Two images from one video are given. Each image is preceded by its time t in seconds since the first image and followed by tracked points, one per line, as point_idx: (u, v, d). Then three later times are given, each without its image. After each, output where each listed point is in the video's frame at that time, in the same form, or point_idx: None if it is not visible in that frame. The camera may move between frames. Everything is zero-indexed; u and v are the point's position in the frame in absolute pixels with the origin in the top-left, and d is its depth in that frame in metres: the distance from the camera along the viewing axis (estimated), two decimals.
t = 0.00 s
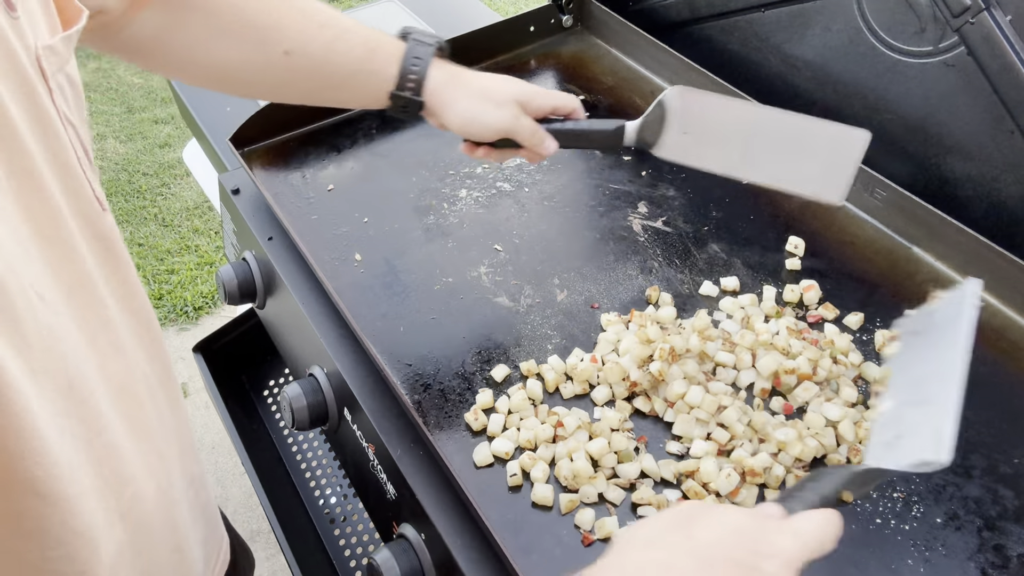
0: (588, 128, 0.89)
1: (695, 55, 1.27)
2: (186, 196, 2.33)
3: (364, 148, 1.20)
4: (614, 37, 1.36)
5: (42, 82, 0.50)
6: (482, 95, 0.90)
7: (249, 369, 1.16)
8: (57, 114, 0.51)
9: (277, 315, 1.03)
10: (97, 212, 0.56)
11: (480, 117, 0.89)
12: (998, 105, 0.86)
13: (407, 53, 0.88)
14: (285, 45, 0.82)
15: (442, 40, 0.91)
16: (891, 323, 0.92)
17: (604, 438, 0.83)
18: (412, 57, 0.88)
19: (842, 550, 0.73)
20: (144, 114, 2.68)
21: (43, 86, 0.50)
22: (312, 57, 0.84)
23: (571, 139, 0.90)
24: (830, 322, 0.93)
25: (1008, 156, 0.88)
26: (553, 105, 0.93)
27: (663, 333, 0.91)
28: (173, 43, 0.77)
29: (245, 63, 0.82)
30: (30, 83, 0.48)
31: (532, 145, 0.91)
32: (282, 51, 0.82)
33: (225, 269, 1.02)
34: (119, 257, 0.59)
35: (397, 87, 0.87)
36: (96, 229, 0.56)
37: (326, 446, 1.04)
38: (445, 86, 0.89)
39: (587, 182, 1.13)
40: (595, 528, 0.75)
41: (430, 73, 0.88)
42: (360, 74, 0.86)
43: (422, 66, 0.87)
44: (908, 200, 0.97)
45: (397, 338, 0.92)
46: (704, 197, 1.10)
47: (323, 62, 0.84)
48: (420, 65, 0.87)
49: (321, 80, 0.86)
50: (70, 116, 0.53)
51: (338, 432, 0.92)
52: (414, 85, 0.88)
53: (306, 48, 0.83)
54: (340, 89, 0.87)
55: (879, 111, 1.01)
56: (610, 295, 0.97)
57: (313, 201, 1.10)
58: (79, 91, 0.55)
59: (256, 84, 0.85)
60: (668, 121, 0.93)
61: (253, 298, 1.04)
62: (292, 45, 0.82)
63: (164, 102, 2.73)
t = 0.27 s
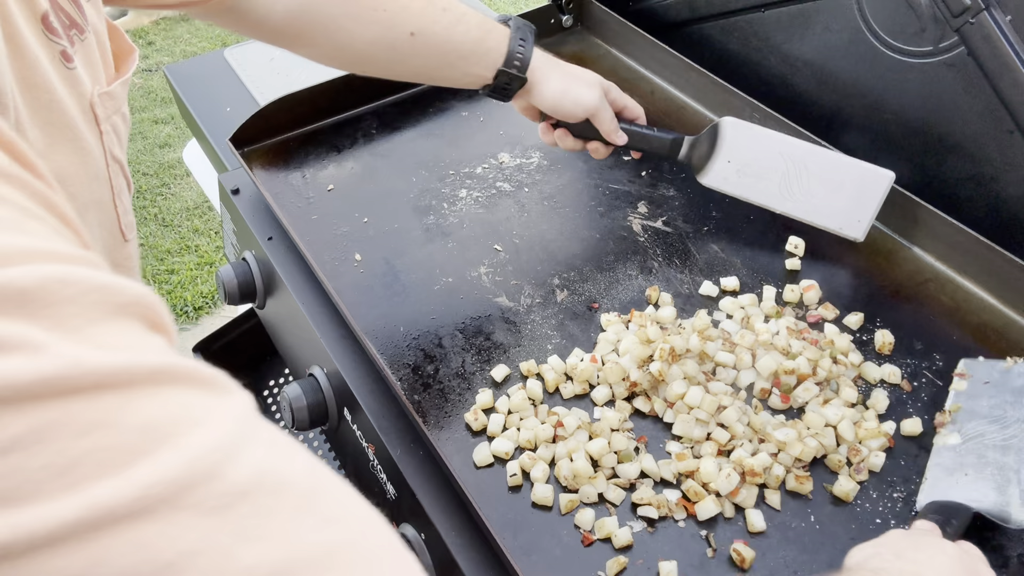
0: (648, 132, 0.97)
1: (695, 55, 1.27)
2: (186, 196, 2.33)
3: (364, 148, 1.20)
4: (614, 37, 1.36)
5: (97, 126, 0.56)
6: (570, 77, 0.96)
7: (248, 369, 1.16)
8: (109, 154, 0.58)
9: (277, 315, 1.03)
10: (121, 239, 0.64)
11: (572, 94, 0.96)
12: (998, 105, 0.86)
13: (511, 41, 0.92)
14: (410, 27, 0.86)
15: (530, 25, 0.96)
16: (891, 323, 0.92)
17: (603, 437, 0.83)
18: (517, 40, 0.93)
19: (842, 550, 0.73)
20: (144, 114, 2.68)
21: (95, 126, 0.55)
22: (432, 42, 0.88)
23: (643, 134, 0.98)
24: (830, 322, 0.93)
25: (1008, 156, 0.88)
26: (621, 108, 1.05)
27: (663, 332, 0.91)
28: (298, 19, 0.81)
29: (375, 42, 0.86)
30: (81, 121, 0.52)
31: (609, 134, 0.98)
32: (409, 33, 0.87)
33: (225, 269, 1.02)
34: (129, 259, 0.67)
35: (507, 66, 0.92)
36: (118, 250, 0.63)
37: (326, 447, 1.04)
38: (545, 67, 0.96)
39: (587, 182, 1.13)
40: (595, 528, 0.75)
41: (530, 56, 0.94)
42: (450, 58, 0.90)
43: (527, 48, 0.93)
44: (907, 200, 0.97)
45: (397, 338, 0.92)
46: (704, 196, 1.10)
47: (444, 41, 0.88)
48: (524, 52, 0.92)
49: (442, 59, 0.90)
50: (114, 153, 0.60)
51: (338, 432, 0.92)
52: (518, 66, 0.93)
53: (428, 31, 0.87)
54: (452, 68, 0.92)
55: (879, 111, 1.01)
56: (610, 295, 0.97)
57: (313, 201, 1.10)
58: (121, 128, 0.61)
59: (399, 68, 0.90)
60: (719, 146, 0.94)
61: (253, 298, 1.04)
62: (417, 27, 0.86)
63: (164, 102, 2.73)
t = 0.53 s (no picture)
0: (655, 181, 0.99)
1: (695, 56, 1.27)
2: (186, 196, 2.33)
3: (364, 148, 1.20)
4: (614, 37, 1.36)
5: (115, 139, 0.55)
6: (594, 95, 0.99)
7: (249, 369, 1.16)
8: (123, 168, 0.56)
9: (277, 315, 1.03)
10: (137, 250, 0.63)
11: (592, 113, 0.97)
12: (998, 105, 0.86)
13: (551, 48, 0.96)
14: (445, 38, 0.88)
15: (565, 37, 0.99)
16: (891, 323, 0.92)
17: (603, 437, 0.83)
18: (555, 49, 0.96)
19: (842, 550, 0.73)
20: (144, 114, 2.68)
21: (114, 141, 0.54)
22: (466, 51, 0.90)
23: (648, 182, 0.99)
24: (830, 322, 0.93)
25: (1008, 156, 0.88)
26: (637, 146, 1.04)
27: (663, 332, 0.91)
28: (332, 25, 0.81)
29: (413, 49, 0.88)
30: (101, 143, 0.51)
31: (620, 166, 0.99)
32: (446, 43, 0.89)
33: (225, 270, 1.02)
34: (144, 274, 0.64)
35: (541, 74, 0.94)
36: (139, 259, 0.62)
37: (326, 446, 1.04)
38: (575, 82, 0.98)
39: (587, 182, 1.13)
40: (595, 528, 0.75)
41: (565, 68, 0.97)
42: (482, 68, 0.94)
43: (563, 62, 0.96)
44: (908, 200, 0.97)
45: (397, 338, 0.92)
46: (704, 197, 1.10)
47: (481, 52, 0.91)
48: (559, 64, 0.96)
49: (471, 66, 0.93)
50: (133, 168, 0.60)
51: (338, 432, 0.92)
52: (551, 77, 0.96)
53: (466, 40, 0.89)
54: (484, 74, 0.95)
55: (879, 111, 1.01)
56: (610, 295, 0.97)
57: (313, 201, 1.10)
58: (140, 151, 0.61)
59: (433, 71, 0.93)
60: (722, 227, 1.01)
61: (253, 298, 1.04)
62: (456, 39, 0.89)
63: (164, 102, 2.73)
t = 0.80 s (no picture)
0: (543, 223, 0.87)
1: (695, 56, 1.27)
2: (186, 196, 2.33)
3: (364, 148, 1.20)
4: (614, 37, 1.36)
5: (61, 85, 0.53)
6: (466, 141, 0.88)
7: (249, 369, 1.16)
8: (78, 117, 0.54)
9: (277, 315, 1.03)
10: (121, 212, 0.59)
11: (454, 158, 0.86)
12: (998, 105, 0.86)
13: (396, 87, 0.84)
14: (315, 35, 0.80)
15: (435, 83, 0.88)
16: (891, 324, 0.92)
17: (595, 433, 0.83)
18: (404, 87, 0.84)
19: (842, 550, 0.73)
20: (144, 114, 2.68)
21: (62, 89, 0.53)
22: (304, 66, 0.79)
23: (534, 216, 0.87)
24: (829, 322, 0.93)
25: (1008, 156, 0.88)
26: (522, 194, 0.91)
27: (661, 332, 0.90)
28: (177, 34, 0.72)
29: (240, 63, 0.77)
30: (41, 73, 0.50)
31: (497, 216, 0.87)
32: (273, 60, 0.78)
33: (225, 270, 1.02)
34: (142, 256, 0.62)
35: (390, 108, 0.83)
36: (121, 228, 0.58)
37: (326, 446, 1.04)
38: (426, 120, 0.86)
39: (587, 182, 1.13)
40: (595, 527, 0.75)
41: (419, 103, 0.86)
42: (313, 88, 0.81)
43: (414, 95, 0.85)
44: (908, 200, 0.97)
45: (397, 339, 0.92)
46: (704, 197, 1.10)
47: (316, 73, 0.80)
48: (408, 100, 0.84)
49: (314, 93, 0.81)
50: (93, 117, 0.56)
51: (338, 433, 0.92)
52: (402, 110, 0.84)
53: (298, 57, 0.78)
54: (340, 100, 0.82)
55: (879, 111, 1.02)
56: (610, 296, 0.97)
57: (313, 201, 1.10)
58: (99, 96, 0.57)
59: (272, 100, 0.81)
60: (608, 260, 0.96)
61: (253, 298, 1.04)
62: (282, 54, 0.78)
63: (164, 102, 2.73)
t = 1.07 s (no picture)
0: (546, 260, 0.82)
1: (695, 55, 1.27)
2: (186, 196, 2.33)
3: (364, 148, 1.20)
4: (615, 37, 1.36)
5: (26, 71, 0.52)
6: (445, 196, 0.81)
7: (249, 369, 1.16)
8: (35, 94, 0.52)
9: (277, 315, 1.03)
10: (90, 197, 0.58)
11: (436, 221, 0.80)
12: (998, 105, 0.86)
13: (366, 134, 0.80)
14: (269, 87, 0.76)
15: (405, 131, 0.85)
16: (891, 324, 0.92)
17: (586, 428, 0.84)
18: (369, 142, 0.80)
19: (842, 550, 0.73)
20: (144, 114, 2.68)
21: (18, 69, 0.52)
22: (255, 125, 0.75)
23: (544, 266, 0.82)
24: (830, 322, 0.93)
25: (1008, 156, 0.88)
26: (516, 231, 0.86)
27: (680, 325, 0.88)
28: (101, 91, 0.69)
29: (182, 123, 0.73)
30: None
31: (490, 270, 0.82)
32: (222, 115, 0.74)
33: (225, 270, 1.02)
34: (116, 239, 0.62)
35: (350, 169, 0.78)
36: (88, 210, 0.58)
37: (326, 446, 1.04)
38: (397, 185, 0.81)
39: (587, 182, 1.13)
40: (595, 528, 0.75)
41: (385, 162, 0.81)
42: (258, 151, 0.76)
43: (380, 151, 0.80)
44: (908, 200, 0.97)
45: (397, 339, 0.92)
46: (704, 197, 1.10)
47: (265, 132, 0.75)
48: (373, 156, 0.79)
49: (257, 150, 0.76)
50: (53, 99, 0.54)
51: (338, 432, 0.92)
52: (366, 169, 0.79)
53: (248, 112, 0.74)
54: (278, 164, 0.78)
55: (879, 111, 1.02)
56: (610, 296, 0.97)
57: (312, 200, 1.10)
58: (63, 75, 0.56)
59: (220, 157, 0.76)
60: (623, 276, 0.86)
61: (253, 298, 1.04)
62: (233, 110, 0.74)
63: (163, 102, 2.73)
